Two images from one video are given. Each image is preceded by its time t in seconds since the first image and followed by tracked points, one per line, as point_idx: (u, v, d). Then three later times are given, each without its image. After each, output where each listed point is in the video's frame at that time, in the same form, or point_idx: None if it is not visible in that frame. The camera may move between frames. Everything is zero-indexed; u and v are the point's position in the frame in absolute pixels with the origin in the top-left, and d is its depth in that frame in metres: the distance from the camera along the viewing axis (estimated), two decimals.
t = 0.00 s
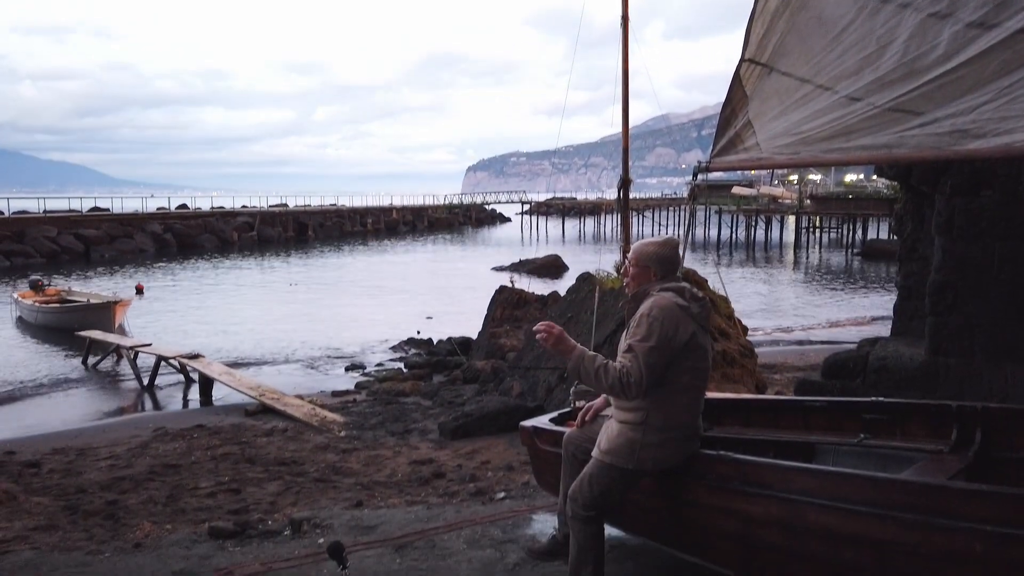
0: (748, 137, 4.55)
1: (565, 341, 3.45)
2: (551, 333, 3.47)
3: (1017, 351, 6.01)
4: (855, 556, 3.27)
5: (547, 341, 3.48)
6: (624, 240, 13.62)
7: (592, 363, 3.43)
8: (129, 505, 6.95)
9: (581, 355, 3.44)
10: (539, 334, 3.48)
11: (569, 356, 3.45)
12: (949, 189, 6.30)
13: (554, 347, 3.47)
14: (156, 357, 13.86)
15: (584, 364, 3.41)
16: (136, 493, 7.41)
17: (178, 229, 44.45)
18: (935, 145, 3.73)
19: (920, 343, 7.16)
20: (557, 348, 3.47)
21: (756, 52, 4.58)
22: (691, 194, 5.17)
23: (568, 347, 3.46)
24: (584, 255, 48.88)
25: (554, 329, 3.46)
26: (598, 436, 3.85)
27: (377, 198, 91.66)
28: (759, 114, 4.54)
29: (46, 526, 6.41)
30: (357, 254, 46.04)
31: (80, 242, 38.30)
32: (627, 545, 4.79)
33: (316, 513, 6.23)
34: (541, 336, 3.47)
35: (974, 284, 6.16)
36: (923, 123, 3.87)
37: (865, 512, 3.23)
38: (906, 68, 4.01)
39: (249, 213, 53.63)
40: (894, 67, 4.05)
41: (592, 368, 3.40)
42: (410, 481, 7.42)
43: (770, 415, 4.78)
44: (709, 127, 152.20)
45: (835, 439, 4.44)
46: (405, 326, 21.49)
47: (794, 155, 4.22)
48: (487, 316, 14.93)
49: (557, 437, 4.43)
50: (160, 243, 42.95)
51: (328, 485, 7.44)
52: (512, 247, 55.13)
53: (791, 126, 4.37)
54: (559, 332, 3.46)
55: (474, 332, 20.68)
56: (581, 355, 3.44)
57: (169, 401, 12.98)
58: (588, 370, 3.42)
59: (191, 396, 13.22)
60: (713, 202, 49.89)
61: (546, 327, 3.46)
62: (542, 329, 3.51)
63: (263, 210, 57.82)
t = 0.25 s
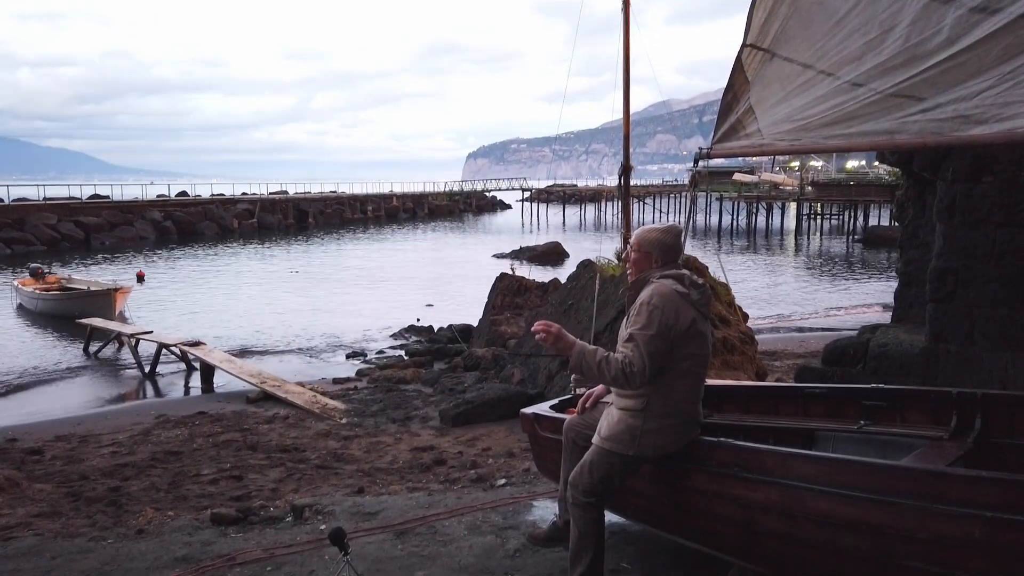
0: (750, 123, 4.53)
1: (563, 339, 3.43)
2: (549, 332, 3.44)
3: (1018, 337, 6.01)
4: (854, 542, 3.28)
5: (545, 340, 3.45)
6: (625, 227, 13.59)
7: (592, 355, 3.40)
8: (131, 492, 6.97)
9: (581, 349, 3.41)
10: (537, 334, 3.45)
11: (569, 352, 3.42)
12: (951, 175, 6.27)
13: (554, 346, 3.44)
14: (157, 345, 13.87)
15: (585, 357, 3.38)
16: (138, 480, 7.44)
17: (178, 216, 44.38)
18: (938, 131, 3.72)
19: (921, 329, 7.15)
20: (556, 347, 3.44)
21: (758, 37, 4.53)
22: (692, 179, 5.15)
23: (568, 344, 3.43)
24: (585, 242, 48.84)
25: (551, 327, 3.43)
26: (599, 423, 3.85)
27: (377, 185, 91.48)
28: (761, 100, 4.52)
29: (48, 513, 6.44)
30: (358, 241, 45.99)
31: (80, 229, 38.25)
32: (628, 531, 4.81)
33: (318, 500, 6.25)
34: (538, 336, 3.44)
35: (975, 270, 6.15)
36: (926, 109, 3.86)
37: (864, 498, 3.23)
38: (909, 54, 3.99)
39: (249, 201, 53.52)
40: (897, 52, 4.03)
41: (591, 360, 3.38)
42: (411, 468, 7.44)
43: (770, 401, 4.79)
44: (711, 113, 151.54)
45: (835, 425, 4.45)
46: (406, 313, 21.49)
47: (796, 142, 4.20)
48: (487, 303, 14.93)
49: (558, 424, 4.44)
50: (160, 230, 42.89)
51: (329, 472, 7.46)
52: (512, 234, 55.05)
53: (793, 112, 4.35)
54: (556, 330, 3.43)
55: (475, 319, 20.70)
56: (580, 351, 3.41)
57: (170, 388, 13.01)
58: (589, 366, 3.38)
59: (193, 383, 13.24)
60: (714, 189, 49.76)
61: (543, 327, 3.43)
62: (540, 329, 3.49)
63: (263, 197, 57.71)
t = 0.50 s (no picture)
0: (751, 121, 4.53)
1: (566, 321, 3.46)
2: (553, 313, 3.47)
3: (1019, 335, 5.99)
4: (855, 540, 3.28)
5: (548, 321, 3.49)
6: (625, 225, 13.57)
7: (591, 343, 3.44)
8: (131, 491, 6.97)
9: (580, 336, 3.45)
10: (541, 314, 3.49)
11: (569, 336, 3.46)
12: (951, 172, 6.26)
13: (555, 327, 3.48)
14: (158, 343, 13.87)
15: (583, 344, 3.42)
16: (139, 478, 7.44)
17: (179, 214, 44.37)
18: (938, 128, 3.72)
19: (922, 328, 7.15)
20: (558, 328, 3.48)
21: (758, 35, 4.52)
22: (693, 176, 5.14)
23: (569, 328, 3.47)
24: (586, 240, 48.84)
25: (556, 309, 3.47)
26: (600, 421, 3.85)
27: (378, 183, 91.50)
28: (761, 98, 4.51)
29: (50, 512, 6.44)
30: (358, 240, 46.01)
31: (81, 228, 38.24)
32: (630, 529, 4.82)
33: (319, 498, 6.26)
34: (542, 316, 3.48)
35: (975, 267, 6.13)
36: (925, 106, 3.86)
37: (865, 497, 3.23)
38: (910, 52, 3.98)
39: (250, 199, 53.51)
40: (897, 49, 4.02)
41: (590, 348, 3.41)
42: (411, 466, 7.43)
43: (771, 400, 4.79)
44: (712, 111, 151.37)
45: (836, 423, 4.45)
46: (407, 311, 21.48)
47: (797, 140, 4.20)
48: (488, 302, 14.93)
49: (560, 422, 4.44)
50: (161, 229, 42.89)
51: (330, 470, 7.46)
52: (513, 233, 55.02)
53: (792, 110, 4.35)
54: (561, 312, 3.46)
55: (476, 317, 20.70)
56: (580, 338, 3.45)
57: (171, 387, 13.01)
58: (588, 353, 3.42)
59: (194, 382, 13.25)
60: (715, 187, 49.76)
61: (548, 307, 3.47)
62: (545, 309, 3.52)
63: (264, 195, 57.69)
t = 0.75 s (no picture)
0: (751, 121, 4.52)
1: (560, 333, 3.48)
2: (546, 326, 3.49)
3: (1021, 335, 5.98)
4: (856, 540, 3.28)
5: (543, 334, 3.51)
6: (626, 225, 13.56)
7: (588, 349, 3.46)
8: (132, 491, 6.98)
9: (578, 344, 3.47)
10: (534, 329, 3.49)
11: (564, 347, 3.48)
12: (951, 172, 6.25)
13: (551, 340, 3.49)
14: (159, 344, 13.87)
15: (582, 352, 3.45)
16: (140, 479, 7.44)
17: (180, 215, 44.39)
18: (939, 128, 3.72)
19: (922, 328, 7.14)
20: (553, 341, 3.50)
21: (758, 35, 4.52)
22: (694, 176, 5.14)
23: (563, 340, 3.49)
24: (586, 240, 48.84)
25: (549, 322, 3.48)
26: (601, 422, 3.85)
27: (379, 183, 91.55)
28: (762, 98, 4.51)
29: (50, 512, 6.44)
30: (358, 240, 46.02)
31: (82, 228, 38.26)
32: (631, 529, 4.81)
33: (319, 498, 6.25)
34: (536, 330, 3.49)
35: (975, 267, 6.13)
36: (926, 107, 3.86)
37: (865, 496, 3.23)
38: (911, 51, 3.98)
39: (251, 200, 53.53)
40: (898, 49, 4.02)
41: (589, 354, 3.43)
42: (412, 467, 7.43)
43: (771, 400, 4.79)
44: (712, 111, 151.36)
45: (837, 423, 4.45)
46: (407, 311, 21.49)
47: (797, 140, 4.20)
48: (488, 302, 14.93)
49: (561, 422, 4.45)
50: (161, 229, 42.91)
51: (331, 471, 7.46)
52: (514, 233, 55.01)
53: (794, 109, 4.34)
54: (554, 325, 3.48)
55: (476, 317, 20.70)
56: (577, 347, 3.48)
57: (171, 387, 13.01)
58: (586, 358, 3.44)
59: (194, 382, 13.25)
60: (715, 187, 49.75)
61: (540, 322, 3.48)
62: (537, 323, 3.53)
63: (264, 195, 57.71)
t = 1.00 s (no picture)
0: (752, 121, 4.52)
1: (561, 331, 3.47)
2: (546, 325, 3.48)
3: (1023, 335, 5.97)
4: (856, 540, 3.28)
5: (543, 334, 3.50)
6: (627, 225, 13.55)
7: (589, 348, 3.45)
8: (133, 491, 6.98)
9: (578, 343, 3.46)
10: (534, 327, 3.50)
11: (565, 346, 3.47)
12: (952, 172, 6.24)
13: (551, 338, 3.49)
14: (160, 344, 13.87)
15: (582, 351, 3.44)
16: (141, 479, 7.44)
17: (180, 215, 44.42)
18: (939, 128, 3.73)
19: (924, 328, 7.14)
20: (553, 339, 3.49)
21: (759, 35, 4.52)
22: (694, 177, 5.13)
23: (564, 337, 3.48)
24: (587, 240, 48.85)
25: (549, 321, 3.47)
26: (602, 422, 3.85)
27: (379, 184, 91.61)
28: (763, 98, 4.51)
29: (52, 512, 6.45)
30: (359, 240, 46.03)
31: (83, 229, 38.29)
32: (632, 529, 4.81)
33: (320, 499, 6.26)
34: (536, 330, 3.48)
35: (976, 268, 6.13)
36: (927, 106, 3.86)
37: (865, 495, 3.23)
38: (911, 51, 3.98)
39: (252, 200, 53.56)
40: (898, 49, 4.02)
41: (589, 353, 3.42)
42: (413, 467, 7.44)
43: (772, 400, 4.79)
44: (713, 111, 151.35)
45: (838, 423, 4.44)
46: (408, 312, 21.49)
47: (798, 140, 4.20)
48: (489, 302, 14.93)
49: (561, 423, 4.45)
50: (162, 230, 42.94)
51: (332, 471, 7.46)
52: (514, 233, 55.04)
53: (794, 109, 4.34)
54: (554, 323, 3.47)
55: (476, 317, 20.70)
56: (577, 346, 3.46)
57: (172, 387, 13.01)
58: (586, 357, 3.43)
59: (195, 383, 13.25)
60: (715, 187, 49.76)
61: (540, 320, 3.48)
62: (538, 323, 3.53)
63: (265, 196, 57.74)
